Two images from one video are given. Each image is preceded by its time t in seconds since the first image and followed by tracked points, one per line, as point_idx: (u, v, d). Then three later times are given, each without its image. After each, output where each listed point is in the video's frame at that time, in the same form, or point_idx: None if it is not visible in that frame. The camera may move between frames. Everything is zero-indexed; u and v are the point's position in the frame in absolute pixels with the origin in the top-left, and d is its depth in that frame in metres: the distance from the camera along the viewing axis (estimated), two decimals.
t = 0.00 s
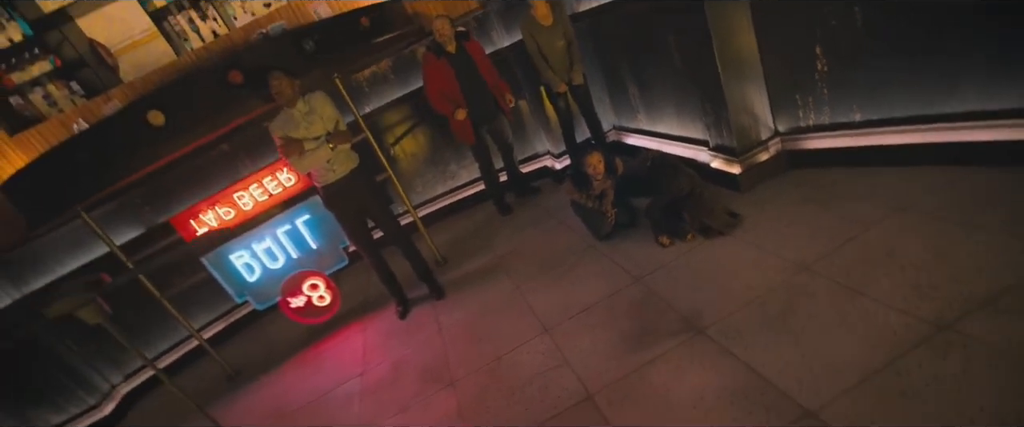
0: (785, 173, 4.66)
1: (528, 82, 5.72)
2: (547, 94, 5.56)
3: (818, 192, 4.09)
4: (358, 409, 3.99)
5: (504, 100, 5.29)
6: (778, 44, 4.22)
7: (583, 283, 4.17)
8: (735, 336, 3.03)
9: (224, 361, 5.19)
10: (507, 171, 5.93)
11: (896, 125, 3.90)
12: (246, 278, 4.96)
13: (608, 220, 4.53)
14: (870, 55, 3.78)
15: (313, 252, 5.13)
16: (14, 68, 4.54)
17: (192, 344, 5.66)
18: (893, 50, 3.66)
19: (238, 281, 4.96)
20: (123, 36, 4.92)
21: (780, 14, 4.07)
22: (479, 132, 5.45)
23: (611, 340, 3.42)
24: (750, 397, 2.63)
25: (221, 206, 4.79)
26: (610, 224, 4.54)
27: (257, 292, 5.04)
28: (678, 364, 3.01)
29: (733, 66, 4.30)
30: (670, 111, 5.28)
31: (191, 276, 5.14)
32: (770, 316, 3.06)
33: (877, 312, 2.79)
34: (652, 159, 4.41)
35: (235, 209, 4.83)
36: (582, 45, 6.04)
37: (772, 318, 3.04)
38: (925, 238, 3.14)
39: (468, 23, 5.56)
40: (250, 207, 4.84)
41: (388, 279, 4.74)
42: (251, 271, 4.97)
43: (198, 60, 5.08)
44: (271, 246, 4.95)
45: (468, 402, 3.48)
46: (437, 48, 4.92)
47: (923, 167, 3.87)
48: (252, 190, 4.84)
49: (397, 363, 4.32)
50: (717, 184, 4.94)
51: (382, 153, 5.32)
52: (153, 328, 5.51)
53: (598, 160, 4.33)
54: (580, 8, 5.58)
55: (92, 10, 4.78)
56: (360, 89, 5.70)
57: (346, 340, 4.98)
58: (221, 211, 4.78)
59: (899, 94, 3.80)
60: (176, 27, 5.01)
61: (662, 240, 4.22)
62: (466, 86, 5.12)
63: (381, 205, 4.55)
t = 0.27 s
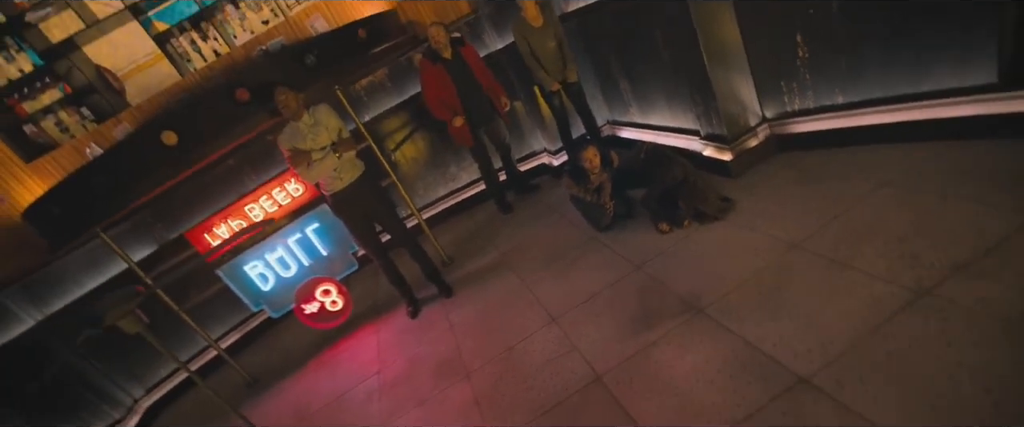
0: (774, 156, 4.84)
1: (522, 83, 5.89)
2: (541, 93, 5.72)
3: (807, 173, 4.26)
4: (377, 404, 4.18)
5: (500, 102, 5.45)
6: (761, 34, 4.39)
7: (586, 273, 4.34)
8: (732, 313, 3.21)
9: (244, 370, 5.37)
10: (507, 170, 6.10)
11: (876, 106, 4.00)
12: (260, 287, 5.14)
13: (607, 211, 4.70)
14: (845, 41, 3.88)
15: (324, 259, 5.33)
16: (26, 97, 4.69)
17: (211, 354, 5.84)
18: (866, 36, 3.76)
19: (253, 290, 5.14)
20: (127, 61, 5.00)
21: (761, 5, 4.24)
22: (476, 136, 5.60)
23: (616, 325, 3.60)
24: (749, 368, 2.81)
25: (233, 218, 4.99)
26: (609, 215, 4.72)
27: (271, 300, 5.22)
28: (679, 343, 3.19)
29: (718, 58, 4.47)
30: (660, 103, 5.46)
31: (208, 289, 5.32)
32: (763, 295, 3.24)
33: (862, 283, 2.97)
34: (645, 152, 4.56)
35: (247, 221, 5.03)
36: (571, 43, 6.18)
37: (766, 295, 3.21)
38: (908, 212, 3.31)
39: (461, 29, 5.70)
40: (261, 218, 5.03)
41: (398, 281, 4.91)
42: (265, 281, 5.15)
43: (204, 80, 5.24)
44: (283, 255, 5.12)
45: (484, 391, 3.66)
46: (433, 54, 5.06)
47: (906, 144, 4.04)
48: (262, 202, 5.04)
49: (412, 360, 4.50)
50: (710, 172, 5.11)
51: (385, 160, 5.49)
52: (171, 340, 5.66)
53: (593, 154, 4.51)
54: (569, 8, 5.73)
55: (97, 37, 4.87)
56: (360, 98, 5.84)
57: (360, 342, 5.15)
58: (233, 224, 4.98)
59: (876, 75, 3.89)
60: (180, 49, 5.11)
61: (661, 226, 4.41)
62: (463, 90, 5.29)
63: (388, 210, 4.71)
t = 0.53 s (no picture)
0: (762, 140, 5.01)
1: (514, 84, 6.06)
2: (533, 94, 5.94)
3: (793, 154, 4.44)
4: (396, 401, 4.35)
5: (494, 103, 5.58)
6: (742, 23, 4.58)
7: (588, 264, 4.52)
8: (728, 291, 3.39)
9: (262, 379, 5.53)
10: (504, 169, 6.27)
11: (854, 86, 4.16)
12: (274, 297, 5.26)
13: (604, 202, 4.88)
14: (822, 25, 4.08)
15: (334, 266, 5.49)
16: (38, 127, 4.86)
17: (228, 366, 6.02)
18: (841, 19, 3.95)
19: (267, 301, 5.26)
20: (130, 87, 5.06)
21: None
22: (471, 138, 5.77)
23: (620, 310, 3.77)
24: (746, 340, 2.99)
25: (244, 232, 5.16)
26: (606, 206, 4.89)
27: (285, 309, 5.33)
28: (680, 322, 3.37)
29: (701, 48, 4.65)
30: (650, 95, 5.63)
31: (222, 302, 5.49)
32: (757, 272, 3.41)
33: (848, 256, 3.14)
34: (637, 143, 4.81)
35: (257, 234, 5.20)
36: (559, 42, 6.33)
37: (760, 272, 3.39)
38: (889, 184, 3.49)
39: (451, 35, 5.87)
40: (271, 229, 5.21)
41: (406, 282, 5.07)
42: (278, 291, 5.27)
43: (205, 101, 5.35)
44: (294, 264, 5.27)
45: (497, 381, 3.83)
46: (425, 61, 5.21)
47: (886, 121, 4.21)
48: (271, 214, 5.22)
49: (426, 356, 4.67)
50: (702, 158, 5.29)
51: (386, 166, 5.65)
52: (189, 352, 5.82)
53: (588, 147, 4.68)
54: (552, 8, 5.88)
55: (100, 66, 4.90)
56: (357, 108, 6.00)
57: (374, 344, 5.31)
58: (244, 237, 5.15)
59: (852, 56, 4.08)
60: (180, 71, 5.18)
61: (658, 212, 4.58)
62: (457, 94, 5.45)
63: (393, 214, 4.88)
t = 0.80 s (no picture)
0: (752, 127, 5.15)
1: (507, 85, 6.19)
2: (528, 92, 6.00)
3: (782, 140, 4.58)
4: (411, 398, 4.48)
5: (489, 105, 5.72)
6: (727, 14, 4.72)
7: (589, 256, 4.65)
8: (725, 275, 3.53)
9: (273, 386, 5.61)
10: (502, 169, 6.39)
11: (837, 71, 4.28)
12: (284, 305, 5.39)
13: (601, 196, 5.01)
14: (802, 13, 4.23)
15: (341, 272, 5.62)
16: (45, 152, 4.95)
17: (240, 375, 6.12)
18: (821, 7, 4.09)
19: (277, 309, 5.39)
20: (134, 108, 5.15)
21: None
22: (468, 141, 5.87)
23: (622, 298, 3.91)
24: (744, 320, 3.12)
25: (252, 243, 5.22)
26: (604, 199, 5.03)
27: (295, 316, 5.49)
28: (680, 306, 3.50)
29: (687, 41, 4.80)
30: (640, 89, 5.77)
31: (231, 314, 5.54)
32: (753, 256, 3.54)
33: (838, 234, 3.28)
34: (630, 137, 4.94)
35: (265, 244, 5.27)
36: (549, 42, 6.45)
37: (754, 255, 3.53)
38: (875, 164, 3.62)
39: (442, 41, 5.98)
40: (278, 240, 5.29)
41: (413, 283, 5.20)
42: (288, 299, 5.41)
43: (207, 117, 5.47)
44: (302, 272, 5.41)
45: (507, 373, 3.97)
46: (418, 67, 5.35)
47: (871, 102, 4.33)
48: (277, 225, 5.30)
49: (436, 354, 4.81)
50: (694, 148, 5.42)
51: (386, 171, 5.76)
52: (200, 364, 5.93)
53: (583, 142, 4.80)
54: (548, 8, 6.07)
55: (103, 89, 4.98)
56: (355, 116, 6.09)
57: (384, 346, 5.44)
58: (252, 248, 5.21)
59: (832, 43, 4.21)
60: (180, 89, 5.27)
61: (654, 203, 4.71)
62: (453, 98, 5.57)
63: (397, 218, 5.00)
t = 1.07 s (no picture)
0: (736, 110, 5.33)
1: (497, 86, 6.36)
2: (516, 92, 6.20)
3: (766, 120, 4.76)
4: (427, 395, 4.65)
5: (480, 108, 5.81)
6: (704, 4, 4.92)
7: (589, 245, 4.83)
8: (719, 253, 3.72)
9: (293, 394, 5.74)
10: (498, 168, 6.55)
11: (811, 51, 4.45)
12: (297, 316, 5.57)
13: (596, 187, 5.19)
14: None
15: (349, 279, 5.80)
16: (56, 184, 5.06)
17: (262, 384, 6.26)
18: None
19: (291, 320, 5.56)
20: (136, 135, 5.29)
21: None
22: (463, 144, 5.98)
23: (623, 282, 4.10)
24: (741, 294, 3.33)
25: (262, 257, 5.33)
26: (599, 190, 5.21)
27: (310, 326, 5.67)
28: (680, 286, 3.69)
29: (668, 31, 4.98)
30: (626, 81, 5.94)
31: (246, 329, 5.68)
32: (745, 233, 3.73)
33: (823, 206, 3.47)
34: (620, 129, 5.12)
35: (274, 257, 5.39)
36: (535, 43, 6.64)
37: (745, 232, 3.72)
38: (853, 137, 3.82)
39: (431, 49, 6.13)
40: (286, 252, 5.41)
41: (421, 285, 5.37)
42: (300, 309, 5.59)
43: (209, 139, 5.64)
44: (312, 282, 5.60)
45: (519, 361, 4.15)
46: (409, 77, 5.53)
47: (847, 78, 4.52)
48: (285, 238, 5.39)
49: (448, 351, 4.97)
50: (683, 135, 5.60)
51: (386, 179, 5.94)
52: (215, 383, 6.07)
53: (574, 136, 4.93)
54: (531, 8, 6.26)
55: (107, 120, 5.12)
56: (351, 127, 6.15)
57: (397, 347, 5.60)
58: (263, 262, 5.33)
59: (805, 24, 4.40)
60: (181, 114, 5.42)
61: (647, 190, 4.90)
62: (445, 103, 5.72)
63: (401, 224, 5.17)
